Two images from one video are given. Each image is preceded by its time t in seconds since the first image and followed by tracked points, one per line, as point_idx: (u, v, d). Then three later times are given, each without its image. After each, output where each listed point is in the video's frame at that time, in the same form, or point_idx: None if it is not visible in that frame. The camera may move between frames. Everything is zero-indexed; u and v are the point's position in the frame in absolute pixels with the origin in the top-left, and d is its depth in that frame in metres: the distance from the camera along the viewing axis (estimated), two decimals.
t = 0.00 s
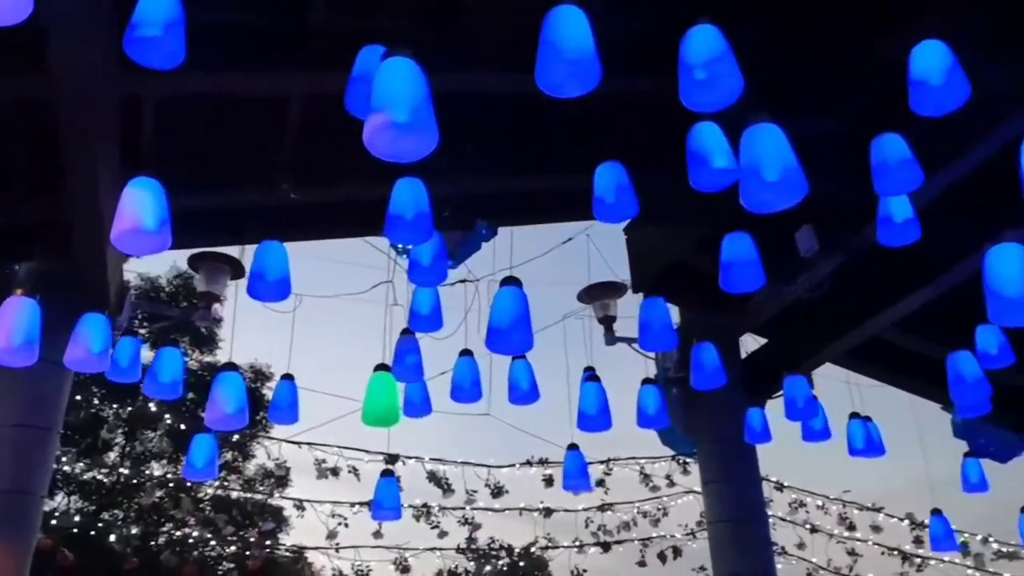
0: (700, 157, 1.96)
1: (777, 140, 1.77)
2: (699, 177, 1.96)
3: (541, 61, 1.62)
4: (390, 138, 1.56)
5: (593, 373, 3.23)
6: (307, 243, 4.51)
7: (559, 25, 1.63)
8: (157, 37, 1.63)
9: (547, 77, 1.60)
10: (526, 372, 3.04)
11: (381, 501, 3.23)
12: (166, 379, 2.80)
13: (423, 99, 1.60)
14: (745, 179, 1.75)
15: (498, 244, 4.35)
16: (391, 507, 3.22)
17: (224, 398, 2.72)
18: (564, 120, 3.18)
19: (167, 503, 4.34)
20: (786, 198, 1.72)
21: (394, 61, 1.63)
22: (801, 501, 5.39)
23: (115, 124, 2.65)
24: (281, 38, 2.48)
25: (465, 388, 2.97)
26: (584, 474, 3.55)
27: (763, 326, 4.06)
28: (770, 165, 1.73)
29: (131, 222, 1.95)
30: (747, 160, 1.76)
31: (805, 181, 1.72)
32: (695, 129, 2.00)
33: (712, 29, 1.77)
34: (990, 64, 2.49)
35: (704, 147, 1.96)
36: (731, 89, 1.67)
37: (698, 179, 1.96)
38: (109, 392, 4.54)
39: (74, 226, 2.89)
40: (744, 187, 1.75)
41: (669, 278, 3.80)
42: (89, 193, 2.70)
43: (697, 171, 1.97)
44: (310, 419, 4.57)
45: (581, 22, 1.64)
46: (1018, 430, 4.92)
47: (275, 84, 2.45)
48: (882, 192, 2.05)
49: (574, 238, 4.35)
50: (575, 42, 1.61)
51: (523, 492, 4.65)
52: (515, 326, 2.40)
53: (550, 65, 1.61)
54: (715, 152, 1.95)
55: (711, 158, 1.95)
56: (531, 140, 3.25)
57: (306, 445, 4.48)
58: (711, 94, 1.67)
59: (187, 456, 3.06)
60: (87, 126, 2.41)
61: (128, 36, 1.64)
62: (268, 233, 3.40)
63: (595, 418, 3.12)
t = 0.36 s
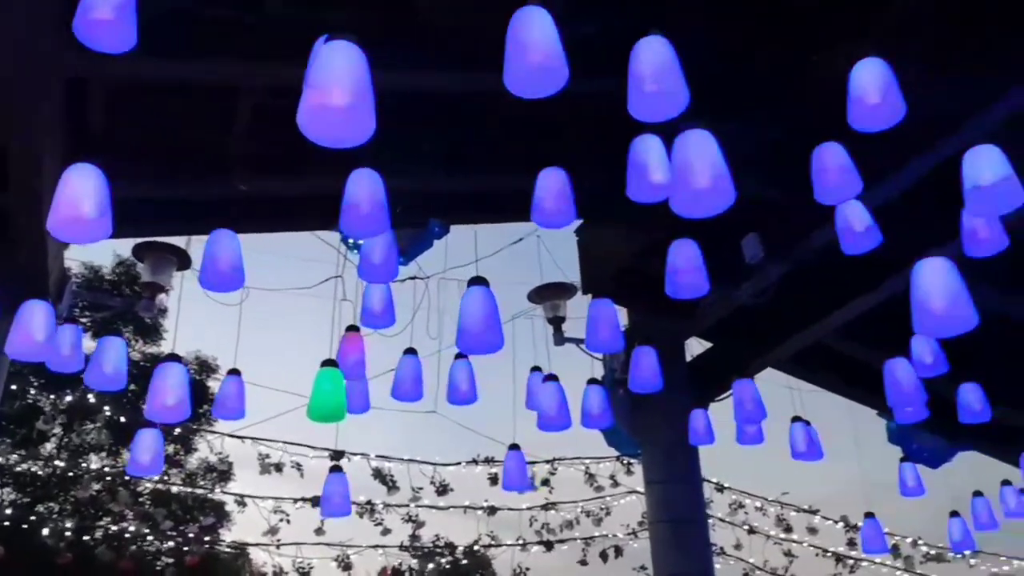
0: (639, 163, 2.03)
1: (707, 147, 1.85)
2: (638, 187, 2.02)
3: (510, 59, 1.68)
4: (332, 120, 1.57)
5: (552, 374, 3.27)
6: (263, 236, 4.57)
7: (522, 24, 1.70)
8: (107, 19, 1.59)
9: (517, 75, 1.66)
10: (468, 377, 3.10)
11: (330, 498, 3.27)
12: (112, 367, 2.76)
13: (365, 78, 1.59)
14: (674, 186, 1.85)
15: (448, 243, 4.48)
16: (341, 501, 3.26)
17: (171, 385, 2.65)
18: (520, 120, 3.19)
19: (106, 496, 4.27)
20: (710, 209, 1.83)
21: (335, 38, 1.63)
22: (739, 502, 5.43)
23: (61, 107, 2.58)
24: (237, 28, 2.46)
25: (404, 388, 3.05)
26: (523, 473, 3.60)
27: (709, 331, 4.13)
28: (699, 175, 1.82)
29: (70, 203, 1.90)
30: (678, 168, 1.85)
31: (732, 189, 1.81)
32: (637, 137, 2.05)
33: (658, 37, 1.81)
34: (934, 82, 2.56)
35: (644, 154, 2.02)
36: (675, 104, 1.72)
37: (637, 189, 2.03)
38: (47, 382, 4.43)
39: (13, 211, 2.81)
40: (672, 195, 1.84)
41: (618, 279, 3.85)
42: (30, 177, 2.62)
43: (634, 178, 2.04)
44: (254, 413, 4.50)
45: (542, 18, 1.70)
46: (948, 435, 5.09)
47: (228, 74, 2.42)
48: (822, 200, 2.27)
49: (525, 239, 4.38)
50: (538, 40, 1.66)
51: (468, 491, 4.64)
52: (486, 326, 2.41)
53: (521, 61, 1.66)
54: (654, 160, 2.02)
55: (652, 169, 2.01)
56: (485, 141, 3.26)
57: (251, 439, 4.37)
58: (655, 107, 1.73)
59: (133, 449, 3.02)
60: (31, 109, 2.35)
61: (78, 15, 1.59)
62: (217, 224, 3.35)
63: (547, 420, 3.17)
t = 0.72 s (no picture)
0: (585, 167, 2.24)
1: (643, 150, 1.97)
2: (577, 187, 2.23)
3: (471, 57, 1.76)
4: (264, 108, 1.59)
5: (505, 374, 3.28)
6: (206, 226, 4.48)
7: (483, 18, 1.77)
8: None
9: (477, 72, 1.75)
10: (407, 374, 3.13)
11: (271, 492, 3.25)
12: (68, 355, 2.73)
13: (299, 59, 1.62)
14: (610, 186, 1.98)
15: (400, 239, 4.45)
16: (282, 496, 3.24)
17: (103, 371, 2.62)
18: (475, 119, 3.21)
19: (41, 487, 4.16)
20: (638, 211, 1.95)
21: (267, 23, 1.66)
22: (679, 503, 5.42)
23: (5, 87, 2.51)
24: (194, 18, 2.44)
25: (358, 385, 3.06)
26: (468, 470, 3.63)
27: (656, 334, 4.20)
28: (634, 175, 1.95)
29: None
30: (614, 168, 1.98)
31: (665, 193, 1.95)
32: (584, 142, 2.26)
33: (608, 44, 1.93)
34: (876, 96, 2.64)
35: (590, 158, 2.23)
36: (618, 109, 1.83)
37: (576, 187, 2.23)
38: None
39: None
40: (608, 194, 1.99)
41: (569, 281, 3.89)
42: None
43: (577, 180, 2.25)
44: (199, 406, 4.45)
45: (502, 15, 1.78)
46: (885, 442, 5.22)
47: (181, 62, 2.40)
48: (761, 213, 2.41)
49: (477, 238, 4.40)
50: (496, 38, 1.74)
51: (413, 488, 4.59)
52: (445, 319, 2.50)
53: (480, 58, 1.75)
54: (598, 166, 2.23)
55: (594, 175, 2.22)
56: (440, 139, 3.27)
57: (192, 433, 4.26)
58: (601, 112, 1.84)
59: (73, 441, 2.96)
60: None
61: None
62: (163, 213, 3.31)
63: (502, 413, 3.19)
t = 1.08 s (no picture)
0: (546, 160, 2.29)
1: (602, 149, 2.02)
2: (541, 181, 2.29)
3: (411, 49, 1.78)
4: (210, 105, 1.63)
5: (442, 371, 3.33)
6: (153, 214, 4.47)
7: (426, 12, 1.79)
8: None
9: (416, 67, 1.76)
10: (362, 366, 3.14)
11: (206, 483, 3.24)
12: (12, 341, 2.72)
13: (255, 59, 1.66)
14: (571, 183, 2.02)
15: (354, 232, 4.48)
16: (220, 487, 3.24)
17: (36, 359, 2.58)
18: (432, 116, 3.24)
19: None
20: (599, 211, 2.01)
21: (220, 18, 1.69)
22: (622, 502, 5.50)
23: None
24: (157, 2, 2.42)
25: (313, 377, 3.05)
26: (417, 466, 3.65)
27: (603, 334, 4.27)
28: (596, 175, 1.99)
29: None
30: (573, 166, 2.03)
31: (626, 189, 1.99)
32: (546, 135, 2.31)
33: (559, 41, 1.97)
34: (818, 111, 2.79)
35: (552, 152, 2.28)
36: (572, 105, 1.90)
37: (540, 182, 2.29)
38: None
39: None
40: (570, 191, 2.02)
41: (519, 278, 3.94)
42: None
43: (542, 171, 2.30)
44: (140, 396, 4.35)
45: (445, 9, 1.79)
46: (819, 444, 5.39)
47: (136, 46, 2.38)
48: (710, 219, 2.46)
49: (429, 234, 4.48)
50: (438, 32, 1.76)
51: (358, 481, 4.64)
52: (388, 314, 2.52)
53: (419, 50, 1.76)
54: (561, 160, 2.28)
55: (558, 167, 2.28)
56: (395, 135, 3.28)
57: (134, 423, 4.22)
58: (557, 109, 1.91)
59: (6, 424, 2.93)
60: None
61: None
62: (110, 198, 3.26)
63: (439, 408, 3.22)
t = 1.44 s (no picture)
0: (504, 158, 2.30)
1: (565, 150, 2.11)
2: (496, 179, 2.31)
3: (362, 45, 1.81)
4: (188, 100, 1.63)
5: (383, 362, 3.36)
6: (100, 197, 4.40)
7: (378, 9, 1.82)
8: None
9: (367, 64, 1.80)
10: (318, 356, 3.14)
11: (143, 471, 3.19)
12: None
13: (228, 59, 1.68)
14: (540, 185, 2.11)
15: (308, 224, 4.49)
16: (156, 476, 3.18)
17: None
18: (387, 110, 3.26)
19: None
20: (562, 210, 2.08)
21: (188, 19, 1.69)
22: (566, 497, 5.59)
23: None
24: None
25: (256, 363, 3.04)
26: (368, 458, 3.68)
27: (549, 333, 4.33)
28: (565, 178, 2.08)
29: None
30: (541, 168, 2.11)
31: (592, 192, 2.09)
32: (504, 133, 2.32)
33: (522, 39, 2.01)
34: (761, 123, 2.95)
35: (510, 150, 2.30)
36: (533, 105, 1.94)
37: (495, 180, 2.31)
38: None
39: None
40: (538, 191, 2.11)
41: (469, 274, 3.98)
42: None
43: (497, 170, 2.32)
44: (79, 382, 4.22)
45: (398, 6, 1.83)
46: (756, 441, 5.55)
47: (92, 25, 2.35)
48: (664, 216, 2.56)
49: (381, 226, 4.63)
50: (391, 32, 1.80)
51: (304, 473, 4.61)
52: (309, 304, 2.54)
53: (373, 49, 1.80)
54: (518, 159, 2.29)
55: (515, 166, 2.29)
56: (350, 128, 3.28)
57: (75, 410, 4.11)
58: (520, 108, 1.94)
59: None
60: None
61: None
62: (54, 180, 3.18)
63: (369, 400, 3.23)
